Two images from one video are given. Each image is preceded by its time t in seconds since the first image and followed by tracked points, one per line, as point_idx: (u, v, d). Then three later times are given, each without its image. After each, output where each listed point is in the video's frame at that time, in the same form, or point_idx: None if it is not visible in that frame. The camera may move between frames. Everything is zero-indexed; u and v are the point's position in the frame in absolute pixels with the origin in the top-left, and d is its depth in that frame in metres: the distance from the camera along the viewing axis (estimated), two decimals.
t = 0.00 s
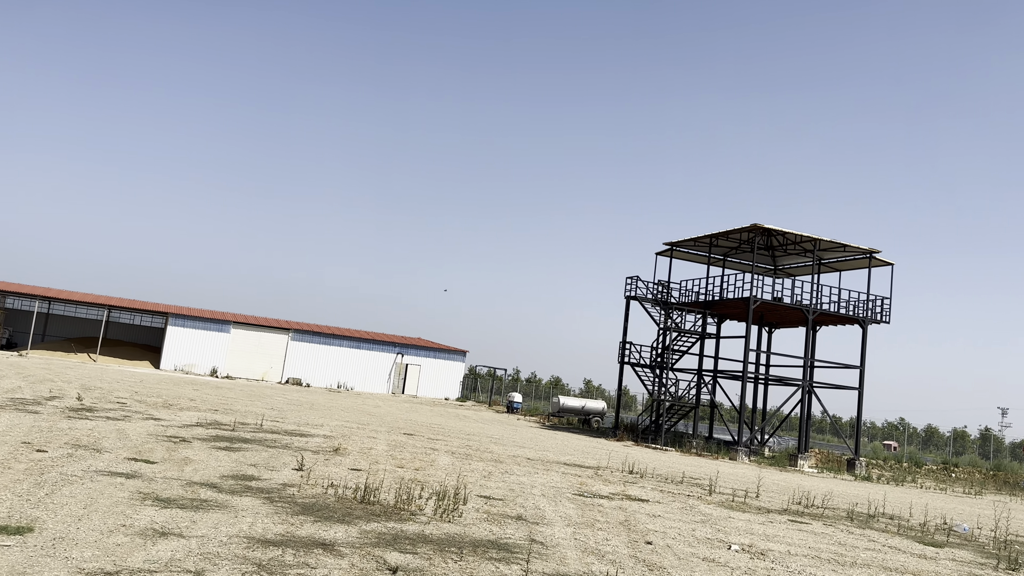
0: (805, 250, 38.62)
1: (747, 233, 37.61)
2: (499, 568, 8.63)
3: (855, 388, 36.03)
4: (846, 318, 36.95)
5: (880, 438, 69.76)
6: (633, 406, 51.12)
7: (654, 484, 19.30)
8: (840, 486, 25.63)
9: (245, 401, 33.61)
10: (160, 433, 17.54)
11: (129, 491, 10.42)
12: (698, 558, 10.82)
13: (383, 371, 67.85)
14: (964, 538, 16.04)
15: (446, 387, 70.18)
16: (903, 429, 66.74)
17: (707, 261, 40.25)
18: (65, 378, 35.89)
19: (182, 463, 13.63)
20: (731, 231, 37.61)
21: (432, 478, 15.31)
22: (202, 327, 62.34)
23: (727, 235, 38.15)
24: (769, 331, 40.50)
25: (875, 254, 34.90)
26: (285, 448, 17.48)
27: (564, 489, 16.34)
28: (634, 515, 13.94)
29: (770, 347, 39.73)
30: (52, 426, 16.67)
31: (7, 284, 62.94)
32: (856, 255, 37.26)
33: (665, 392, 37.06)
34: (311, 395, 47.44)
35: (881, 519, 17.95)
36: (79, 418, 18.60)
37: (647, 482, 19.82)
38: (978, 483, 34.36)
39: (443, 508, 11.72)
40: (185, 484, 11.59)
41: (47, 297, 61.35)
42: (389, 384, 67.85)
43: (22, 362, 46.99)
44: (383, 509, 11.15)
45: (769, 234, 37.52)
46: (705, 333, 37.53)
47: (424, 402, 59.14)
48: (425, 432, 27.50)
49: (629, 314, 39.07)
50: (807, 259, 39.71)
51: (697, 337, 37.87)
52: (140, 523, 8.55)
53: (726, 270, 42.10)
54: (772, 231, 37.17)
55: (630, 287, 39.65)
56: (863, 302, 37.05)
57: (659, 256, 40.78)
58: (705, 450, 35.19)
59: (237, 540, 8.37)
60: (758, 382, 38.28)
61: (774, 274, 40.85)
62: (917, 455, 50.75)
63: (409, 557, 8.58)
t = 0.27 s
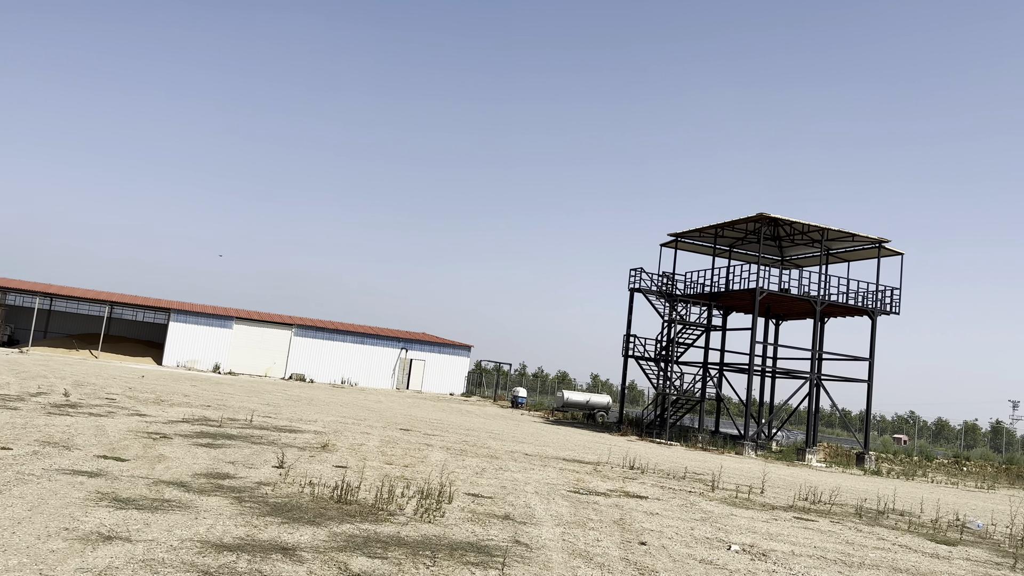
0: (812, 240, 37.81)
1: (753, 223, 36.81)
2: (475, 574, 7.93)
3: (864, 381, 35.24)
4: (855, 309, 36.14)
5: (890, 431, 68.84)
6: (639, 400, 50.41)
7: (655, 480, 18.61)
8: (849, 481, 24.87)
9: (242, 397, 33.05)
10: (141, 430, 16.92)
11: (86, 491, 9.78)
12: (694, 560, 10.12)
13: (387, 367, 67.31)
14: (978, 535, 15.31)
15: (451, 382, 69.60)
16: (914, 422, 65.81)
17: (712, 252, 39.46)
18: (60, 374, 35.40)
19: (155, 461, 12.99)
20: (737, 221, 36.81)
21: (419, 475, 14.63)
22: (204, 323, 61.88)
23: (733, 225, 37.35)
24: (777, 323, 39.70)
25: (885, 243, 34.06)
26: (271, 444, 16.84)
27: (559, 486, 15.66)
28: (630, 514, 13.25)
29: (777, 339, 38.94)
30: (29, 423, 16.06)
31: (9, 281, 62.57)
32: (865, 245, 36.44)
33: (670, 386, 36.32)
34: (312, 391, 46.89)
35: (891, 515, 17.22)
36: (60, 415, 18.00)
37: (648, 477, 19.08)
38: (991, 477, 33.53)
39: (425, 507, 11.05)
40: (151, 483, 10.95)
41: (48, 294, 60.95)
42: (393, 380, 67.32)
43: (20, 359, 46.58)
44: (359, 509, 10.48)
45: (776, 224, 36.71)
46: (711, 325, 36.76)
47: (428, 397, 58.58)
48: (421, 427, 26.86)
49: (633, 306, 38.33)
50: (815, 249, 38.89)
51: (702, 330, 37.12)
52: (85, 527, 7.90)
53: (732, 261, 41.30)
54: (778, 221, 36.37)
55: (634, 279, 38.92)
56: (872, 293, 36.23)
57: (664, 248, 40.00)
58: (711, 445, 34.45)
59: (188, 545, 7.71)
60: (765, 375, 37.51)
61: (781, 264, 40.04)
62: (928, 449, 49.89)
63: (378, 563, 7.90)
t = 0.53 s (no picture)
0: (816, 232, 37.03)
1: (756, 215, 36.06)
2: None
3: (871, 375, 34.45)
4: (860, 302, 35.36)
5: (897, 427, 67.97)
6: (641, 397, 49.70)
7: (652, 479, 17.92)
8: (855, 479, 24.11)
9: (235, 396, 32.45)
10: (116, 431, 16.27)
11: (32, 497, 9.12)
12: (686, 566, 9.42)
13: (388, 365, 66.69)
14: (990, 535, 14.58)
15: (452, 380, 68.97)
16: (921, 417, 64.94)
17: (714, 245, 38.70)
18: (51, 374, 34.84)
19: (120, 464, 12.33)
20: (738, 213, 36.06)
21: (401, 477, 13.94)
22: (203, 322, 61.36)
23: (735, 217, 36.59)
24: (781, 317, 38.94)
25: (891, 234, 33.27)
26: (250, 445, 16.17)
27: (549, 486, 14.97)
28: (621, 516, 12.55)
29: (781, 333, 38.18)
30: None
31: (6, 281, 62.10)
32: (870, 236, 35.69)
33: (672, 382, 35.58)
34: (310, 390, 46.29)
35: (898, 514, 16.50)
36: (34, 416, 17.38)
37: (644, 476, 18.36)
38: (1001, 473, 32.72)
39: (399, 512, 10.35)
40: (107, 487, 10.29)
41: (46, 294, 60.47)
42: (394, 378, 66.73)
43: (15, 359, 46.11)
44: (327, 514, 9.80)
45: (779, 216, 35.94)
46: (713, 320, 36.01)
47: (428, 395, 57.93)
48: (415, 426, 26.18)
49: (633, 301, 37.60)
50: (819, 241, 38.12)
51: (704, 324, 36.37)
52: (14, 538, 7.24)
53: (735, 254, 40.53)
54: (781, 212, 35.60)
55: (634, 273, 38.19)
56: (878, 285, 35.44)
57: (664, 242, 39.27)
58: (714, 442, 33.73)
59: (124, 557, 7.04)
60: (769, 370, 36.74)
61: (784, 257, 39.27)
62: (936, 444, 49.05)
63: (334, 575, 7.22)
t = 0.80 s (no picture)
0: (820, 226, 36.24)
1: (757, 209, 35.29)
2: None
3: (876, 372, 33.67)
4: (865, 298, 34.56)
5: (905, 425, 67.06)
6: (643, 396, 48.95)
7: (647, 481, 17.21)
8: (860, 479, 23.38)
9: (226, 398, 31.80)
10: (87, 434, 15.59)
11: None
12: None
13: (388, 366, 66.05)
14: (1001, 538, 13.84)
15: (454, 380, 68.32)
16: (929, 415, 64.10)
17: (716, 241, 37.93)
18: (40, 377, 34.24)
19: (79, 469, 11.65)
20: (740, 208, 35.29)
21: (381, 480, 13.25)
22: (201, 323, 60.79)
23: (736, 212, 35.82)
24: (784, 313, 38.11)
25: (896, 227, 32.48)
26: (226, 448, 15.51)
27: (537, 489, 14.26)
28: (609, 521, 11.84)
29: (784, 330, 37.40)
30: None
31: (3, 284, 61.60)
32: (875, 230, 34.92)
33: (673, 380, 34.83)
34: (307, 391, 45.65)
35: (905, 516, 15.77)
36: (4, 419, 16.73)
37: (640, 478, 17.65)
38: (1011, 471, 31.90)
39: (367, 519, 9.65)
40: (56, 494, 9.61)
41: (43, 296, 59.95)
42: (395, 379, 66.09)
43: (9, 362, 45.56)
44: (287, 523, 9.10)
45: (782, 210, 35.16)
46: (714, 317, 35.26)
47: (428, 396, 57.27)
48: (407, 427, 25.49)
49: (633, 298, 36.85)
50: (822, 235, 37.34)
51: (706, 322, 35.61)
52: None
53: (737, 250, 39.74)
54: (784, 206, 34.81)
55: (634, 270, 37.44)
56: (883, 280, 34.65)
57: (665, 238, 38.52)
58: (716, 441, 32.99)
59: None
60: (772, 367, 35.96)
61: (787, 252, 38.48)
62: (944, 442, 48.24)
63: None
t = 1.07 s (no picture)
0: (820, 224, 35.53)
1: (757, 207, 34.60)
2: None
3: (880, 373, 32.93)
4: (867, 297, 33.83)
5: (909, 426, 66.22)
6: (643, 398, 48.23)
7: (639, 486, 16.51)
8: (863, 483, 22.66)
9: (214, 402, 31.14)
10: (52, 440, 14.93)
11: None
12: None
13: (386, 369, 65.38)
14: (1011, 546, 13.11)
15: (452, 384, 67.64)
16: (933, 416, 63.28)
17: (714, 240, 37.24)
18: (26, 381, 33.60)
19: (30, 478, 10.98)
20: (739, 206, 34.60)
21: (354, 488, 12.56)
22: (196, 327, 60.19)
23: (735, 210, 35.13)
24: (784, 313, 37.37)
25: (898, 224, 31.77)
26: (197, 453, 14.84)
27: (521, 496, 13.57)
28: (593, 530, 11.15)
29: (785, 330, 36.65)
30: None
31: None
32: (876, 227, 34.23)
33: (671, 383, 34.11)
34: (301, 395, 44.98)
35: (909, 522, 15.05)
36: None
37: (632, 483, 16.94)
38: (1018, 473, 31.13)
39: (328, 531, 8.94)
40: None
41: (36, 300, 59.40)
42: (392, 382, 65.40)
43: None
44: (239, 538, 8.41)
45: (781, 207, 34.48)
46: (713, 318, 34.53)
47: (426, 400, 56.57)
48: (396, 431, 24.81)
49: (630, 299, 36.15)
50: (823, 234, 36.64)
51: (704, 322, 34.89)
52: None
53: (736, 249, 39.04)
54: (784, 204, 34.12)
55: (631, 270, 36.74)
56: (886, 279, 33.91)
57: (663, 237, 37.84)
58: (715, 444, 32.26)
59: None
60: (772, 368, 35.21)
61: (788, 251, 37.79)
62: (949, 444, 47.44)
63: None
